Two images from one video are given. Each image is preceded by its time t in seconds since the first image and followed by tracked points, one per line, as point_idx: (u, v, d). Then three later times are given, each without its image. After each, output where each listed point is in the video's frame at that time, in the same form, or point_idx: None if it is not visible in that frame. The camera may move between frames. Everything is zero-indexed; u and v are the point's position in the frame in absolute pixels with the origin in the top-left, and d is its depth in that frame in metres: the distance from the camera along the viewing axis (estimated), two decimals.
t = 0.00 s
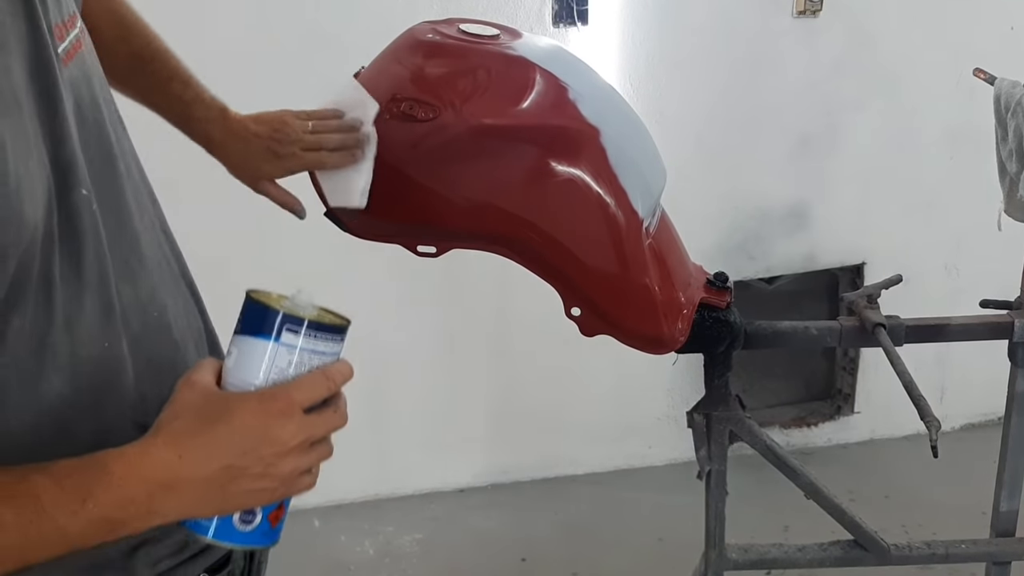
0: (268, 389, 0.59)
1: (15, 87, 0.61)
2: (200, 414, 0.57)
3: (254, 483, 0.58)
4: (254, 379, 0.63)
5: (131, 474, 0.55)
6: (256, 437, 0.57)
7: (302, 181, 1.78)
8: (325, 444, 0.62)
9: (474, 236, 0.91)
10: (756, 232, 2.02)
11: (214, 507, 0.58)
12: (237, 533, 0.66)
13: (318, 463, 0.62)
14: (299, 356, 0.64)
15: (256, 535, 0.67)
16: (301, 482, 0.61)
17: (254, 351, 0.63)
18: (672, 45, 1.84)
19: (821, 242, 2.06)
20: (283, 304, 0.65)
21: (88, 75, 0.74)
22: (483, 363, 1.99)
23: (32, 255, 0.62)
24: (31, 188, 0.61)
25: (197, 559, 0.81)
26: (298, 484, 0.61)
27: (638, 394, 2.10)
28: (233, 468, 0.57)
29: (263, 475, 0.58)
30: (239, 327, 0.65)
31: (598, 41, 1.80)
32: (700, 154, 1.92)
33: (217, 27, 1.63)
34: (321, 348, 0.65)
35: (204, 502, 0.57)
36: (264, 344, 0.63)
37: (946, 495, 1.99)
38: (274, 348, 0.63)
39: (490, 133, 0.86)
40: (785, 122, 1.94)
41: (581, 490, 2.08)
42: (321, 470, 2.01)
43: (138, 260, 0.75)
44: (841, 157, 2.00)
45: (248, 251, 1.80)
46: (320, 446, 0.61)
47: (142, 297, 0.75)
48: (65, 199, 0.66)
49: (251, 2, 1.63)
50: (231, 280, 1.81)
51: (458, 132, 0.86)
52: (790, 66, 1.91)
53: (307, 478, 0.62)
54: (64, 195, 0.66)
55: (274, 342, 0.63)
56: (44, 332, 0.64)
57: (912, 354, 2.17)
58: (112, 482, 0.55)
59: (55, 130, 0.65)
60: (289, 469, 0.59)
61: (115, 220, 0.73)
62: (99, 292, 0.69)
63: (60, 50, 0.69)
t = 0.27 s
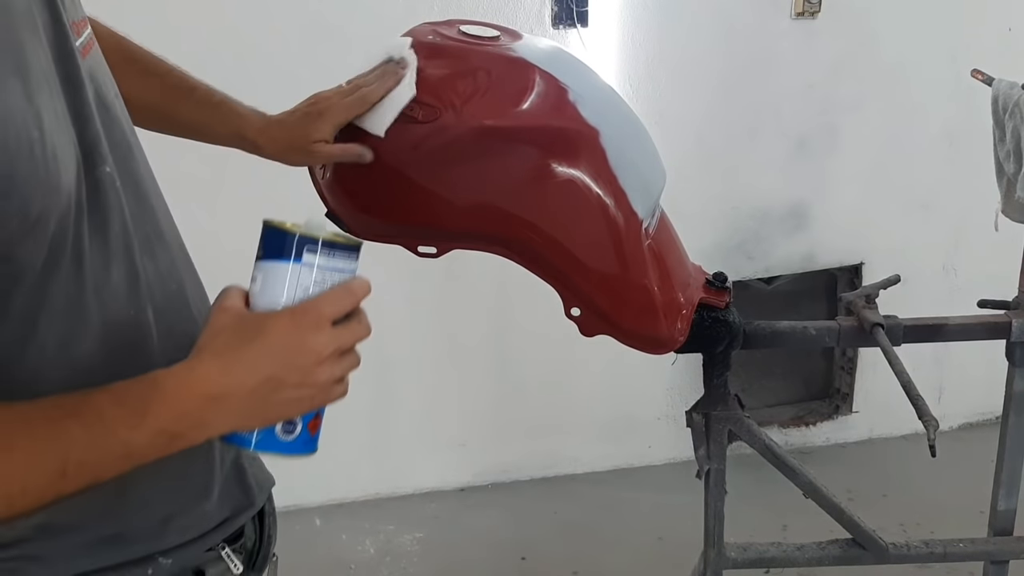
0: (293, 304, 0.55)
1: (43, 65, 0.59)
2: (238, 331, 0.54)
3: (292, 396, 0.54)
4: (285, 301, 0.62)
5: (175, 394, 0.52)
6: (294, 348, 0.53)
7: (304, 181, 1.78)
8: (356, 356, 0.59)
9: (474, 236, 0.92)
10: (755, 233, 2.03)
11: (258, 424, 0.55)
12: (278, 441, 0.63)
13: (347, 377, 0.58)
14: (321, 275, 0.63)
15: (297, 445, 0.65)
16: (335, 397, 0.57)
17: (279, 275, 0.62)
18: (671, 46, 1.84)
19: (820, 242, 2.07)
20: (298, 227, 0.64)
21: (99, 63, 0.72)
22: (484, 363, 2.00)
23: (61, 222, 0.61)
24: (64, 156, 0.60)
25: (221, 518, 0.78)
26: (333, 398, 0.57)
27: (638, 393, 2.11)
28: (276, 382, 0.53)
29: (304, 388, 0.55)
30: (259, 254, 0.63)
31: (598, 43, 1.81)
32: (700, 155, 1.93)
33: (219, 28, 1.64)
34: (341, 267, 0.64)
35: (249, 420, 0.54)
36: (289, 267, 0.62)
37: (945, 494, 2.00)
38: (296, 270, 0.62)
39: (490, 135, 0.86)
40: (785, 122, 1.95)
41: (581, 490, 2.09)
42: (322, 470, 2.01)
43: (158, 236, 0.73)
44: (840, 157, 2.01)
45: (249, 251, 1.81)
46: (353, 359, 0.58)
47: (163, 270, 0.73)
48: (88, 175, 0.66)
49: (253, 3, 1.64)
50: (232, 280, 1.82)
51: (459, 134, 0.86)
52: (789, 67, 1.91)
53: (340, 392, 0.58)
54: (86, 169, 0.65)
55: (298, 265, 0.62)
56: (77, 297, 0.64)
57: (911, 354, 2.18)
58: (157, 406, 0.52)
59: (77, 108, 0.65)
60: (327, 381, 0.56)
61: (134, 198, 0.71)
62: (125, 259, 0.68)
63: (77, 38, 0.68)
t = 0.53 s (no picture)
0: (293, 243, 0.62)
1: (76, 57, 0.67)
2: (245, 269, 0.61)
3: (297, 323, 0.62)
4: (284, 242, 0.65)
5: (193, 325, 0.59)
6: (292, 284, 0.61)
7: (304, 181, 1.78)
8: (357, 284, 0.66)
9: (474, 236, 0.92)
10: (755, 233, 2.03)
11: (266, 351, 0.63)
12: (291, 366, 0.69)
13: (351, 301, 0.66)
14: (317, 214, 0.66)
15: (308, 368, 0.70)
16: (338, 321, 0.65)
17: (279, 218, 0.65)
18: (671, 46, 1.84)
19: (820, 242, 2.07)
20: (299, 172, 0.67)
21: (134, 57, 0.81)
22: (484, 363, 2.00)
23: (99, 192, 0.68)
24: (98, 133, 0.67)
25: (237, 470, 0.85)
26: (335, 325, 0.65)
27: (638, 393, 2.11)
28: (278, 313, 0.61)
29: (305, 317, 0.62)
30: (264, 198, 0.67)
31: (598, 43, 1.81)
32: (700, 155, 1.93)
33: (219, 27, 1.64)
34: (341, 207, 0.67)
35: (257, 348, 0.62)
36: (284, 208, 0.65)
37: (945, 494, 2.00)
38: (297, 212, 0.65)
39: (489, 135, 0.86)
40: (785, 122, 1.95)
41: (581, 490, 2.09)
42: (322, 470, 2.01)
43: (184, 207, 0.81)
44: (840, 157, 2.01)
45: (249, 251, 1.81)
46: (351, 289, 0.65)
47: (188, 238, 0.81)
48: (123, 153, 0.73)
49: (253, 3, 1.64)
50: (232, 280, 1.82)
51: (458, 134, 0.86)
52: (789, 67, 1.91)
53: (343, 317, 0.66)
54: (120, 149, 0.73)
55: (292, 205, 0.65)
56: (111, 257, 0.71)
57: (910, 354, 2.18)
58: (180, 335, 0.59)
59: (110, 97, 0.73)
60: (326, 311, 0.63)
61: (162, 173, 0.79)
62: (153, 225, 0.75)
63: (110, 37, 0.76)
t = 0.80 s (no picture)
0: (251, 221, 0.68)
1: (76, 53, 0.74)
2: (203, 243, 0.68)
3: (252, 295, 0.68)
4: (240, 219, 0.72)
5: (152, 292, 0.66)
6: (243, 259, 0.67)
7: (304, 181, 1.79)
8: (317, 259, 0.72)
9: (474, 236, 0.92)
10: (755, 233, 2.03)
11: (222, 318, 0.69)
12: (253, 332, 0.75)
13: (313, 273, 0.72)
14: (272, 196, 0.72)
15: (270, 334, 0.76)
16: (297, 292, 0.71)
17: (240, 197, 0.72)
18: (671, 46, 1.84)
19: (820, 243, 2.07)
20: (263, 156, 0.73)
21: (145, 48, 0.86)
22: (484, 363, 2.00)
23: (85, 174, 0.73)
24: (87, 121, 0.72)
25: (208, 436, 0.90)
26: (293, 296, 0.71)
27: (638, 393, 2.11)
28: (230, 285, 0.67)
29: (257, 289, 0.68)
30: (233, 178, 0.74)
31: (598, 43, 1.81)
32: (700, 155, 1.93)
33: (219, 27, 1.64)
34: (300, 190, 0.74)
35: (212, 315, 0.68)
36: (244, 189, 0.72)
37: (945, 494, 2.00)
38: (259, 193, 0.72)
39: (489, 134, 0.87)
40: (785, 122, 1.95)
41: (581, 490, 2.09)
42: (322, 470, 2.01)
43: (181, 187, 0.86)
44: (840, 157, 2.01)
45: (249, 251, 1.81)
46: (306, 264, 0.71)
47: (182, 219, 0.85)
48: (116, 141, 0.78)
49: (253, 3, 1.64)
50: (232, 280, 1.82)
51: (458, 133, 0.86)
52: (789, 67, 1.91)
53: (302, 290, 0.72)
54: (116, 136, 0.78)
55: (251, 187, 0.72)
56: (93, 229, 0.76)
57: (911, 354, 2.18)
58: (140, 301, 0.66)
59: (109, 90, 0.77)
60: (277, 284, 0.69)
61: (155, 162, 0.83)
62: (137, 206, 0.80)
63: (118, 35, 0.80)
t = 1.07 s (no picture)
0: (175, 228, 0.70)
1: (36, 43, 0.76)
2: (127, 246, 0.70)
3: (167, 303, 0.70)
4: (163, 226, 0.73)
5: (72, 292, 0.68)
6: (158, 267, 0.68)
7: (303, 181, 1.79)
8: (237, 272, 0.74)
9: (475, 236, 0.92)
10: (755, 233, 2.03)
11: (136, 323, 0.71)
12: (168, 342, 0.78)
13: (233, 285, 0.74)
14: (198, 205, 0.73)
15: (183, 344, 0.79)
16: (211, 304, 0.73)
17: (165, 204, 0.73)
18: (671, 46, 1.84)
19: (820, 243, 2.07)
20: (192, 165, 0.74)
21: (117, 46, 0.87)
22: (484, 363, 2.00)
23: (32, 159, 0.75)
24: (36, 109, 0.74)
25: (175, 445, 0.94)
26: (207, 308, 0.72)
27: (637, 393, 2.11)
28: (145, 291, 0.69)
29: (174, 298, 0.70)
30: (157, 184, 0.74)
31: (598, 43, 1.81)
32: (700, 155, 1.93)
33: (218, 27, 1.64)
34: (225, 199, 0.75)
35: (125, 317, 0.70)
36: (170, 196, 0.72)
37: (945, 494, 2.00)
38: (179, 202, 0.72)
39: (489, 135, 0.87)
40: (785, 122, 1.95)
41: (581, 490, 2.09)
42: (321, 469, 2.01)
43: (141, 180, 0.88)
44: (840, 157, 2.01)
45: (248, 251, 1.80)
46: (226, 276, 0.72)
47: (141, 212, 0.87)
48: (75, 130, 0.80)
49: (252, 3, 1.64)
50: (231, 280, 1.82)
51: (458, 135, 0.86)
52: (789, 67, 1.91)
53: (217, 302, 0.73)
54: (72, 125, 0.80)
55: (177, 194, 0.72)
56: (43, 213, 0.79)
57: (911, 353, 2.18)
58: (56, 298, 0.69)
59: (71, 76, 0.79)
60: (193, 292, 0.70)
61: (114, 152, 0.85)
62: (95, 195, 0.82)
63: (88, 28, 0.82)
